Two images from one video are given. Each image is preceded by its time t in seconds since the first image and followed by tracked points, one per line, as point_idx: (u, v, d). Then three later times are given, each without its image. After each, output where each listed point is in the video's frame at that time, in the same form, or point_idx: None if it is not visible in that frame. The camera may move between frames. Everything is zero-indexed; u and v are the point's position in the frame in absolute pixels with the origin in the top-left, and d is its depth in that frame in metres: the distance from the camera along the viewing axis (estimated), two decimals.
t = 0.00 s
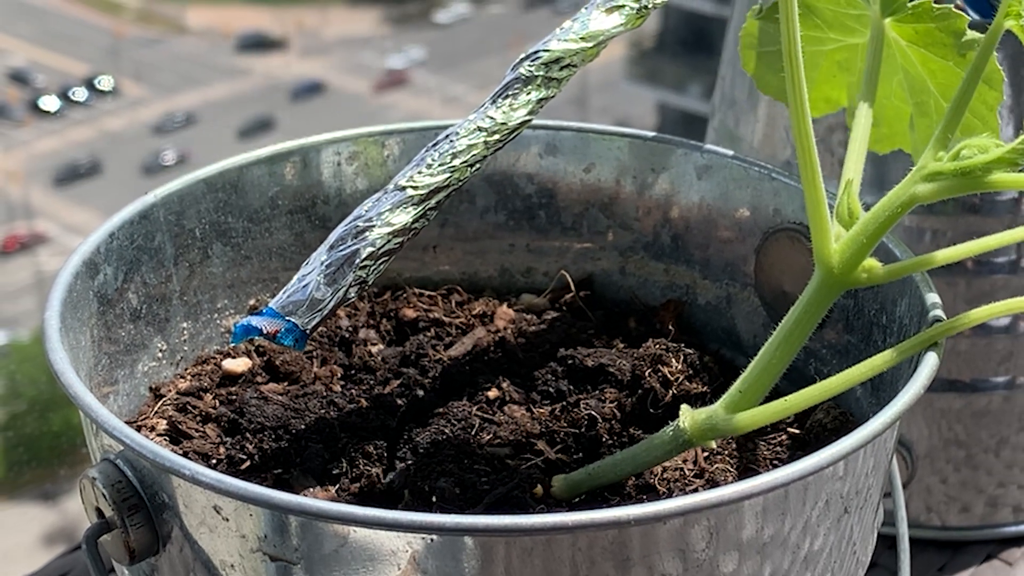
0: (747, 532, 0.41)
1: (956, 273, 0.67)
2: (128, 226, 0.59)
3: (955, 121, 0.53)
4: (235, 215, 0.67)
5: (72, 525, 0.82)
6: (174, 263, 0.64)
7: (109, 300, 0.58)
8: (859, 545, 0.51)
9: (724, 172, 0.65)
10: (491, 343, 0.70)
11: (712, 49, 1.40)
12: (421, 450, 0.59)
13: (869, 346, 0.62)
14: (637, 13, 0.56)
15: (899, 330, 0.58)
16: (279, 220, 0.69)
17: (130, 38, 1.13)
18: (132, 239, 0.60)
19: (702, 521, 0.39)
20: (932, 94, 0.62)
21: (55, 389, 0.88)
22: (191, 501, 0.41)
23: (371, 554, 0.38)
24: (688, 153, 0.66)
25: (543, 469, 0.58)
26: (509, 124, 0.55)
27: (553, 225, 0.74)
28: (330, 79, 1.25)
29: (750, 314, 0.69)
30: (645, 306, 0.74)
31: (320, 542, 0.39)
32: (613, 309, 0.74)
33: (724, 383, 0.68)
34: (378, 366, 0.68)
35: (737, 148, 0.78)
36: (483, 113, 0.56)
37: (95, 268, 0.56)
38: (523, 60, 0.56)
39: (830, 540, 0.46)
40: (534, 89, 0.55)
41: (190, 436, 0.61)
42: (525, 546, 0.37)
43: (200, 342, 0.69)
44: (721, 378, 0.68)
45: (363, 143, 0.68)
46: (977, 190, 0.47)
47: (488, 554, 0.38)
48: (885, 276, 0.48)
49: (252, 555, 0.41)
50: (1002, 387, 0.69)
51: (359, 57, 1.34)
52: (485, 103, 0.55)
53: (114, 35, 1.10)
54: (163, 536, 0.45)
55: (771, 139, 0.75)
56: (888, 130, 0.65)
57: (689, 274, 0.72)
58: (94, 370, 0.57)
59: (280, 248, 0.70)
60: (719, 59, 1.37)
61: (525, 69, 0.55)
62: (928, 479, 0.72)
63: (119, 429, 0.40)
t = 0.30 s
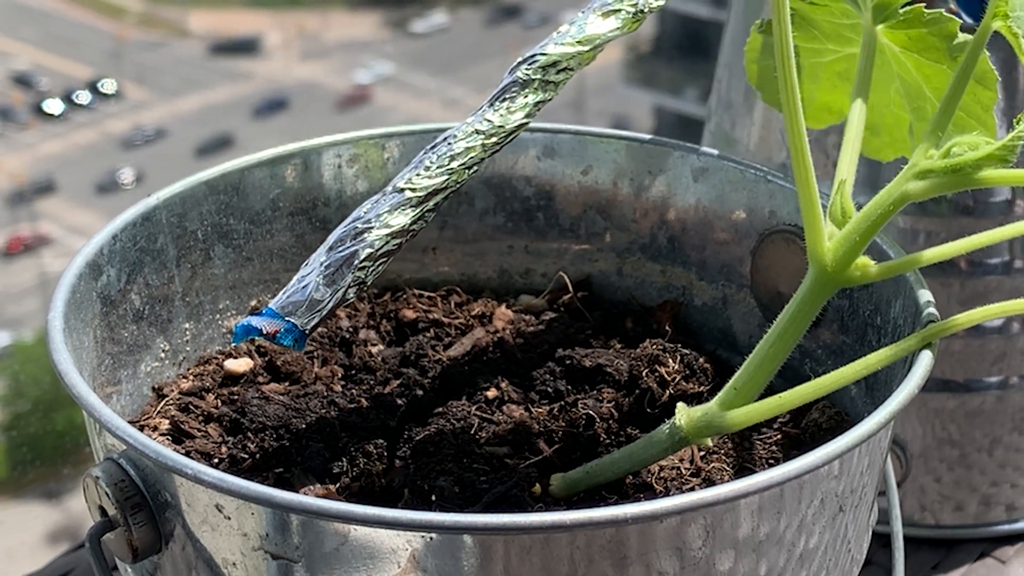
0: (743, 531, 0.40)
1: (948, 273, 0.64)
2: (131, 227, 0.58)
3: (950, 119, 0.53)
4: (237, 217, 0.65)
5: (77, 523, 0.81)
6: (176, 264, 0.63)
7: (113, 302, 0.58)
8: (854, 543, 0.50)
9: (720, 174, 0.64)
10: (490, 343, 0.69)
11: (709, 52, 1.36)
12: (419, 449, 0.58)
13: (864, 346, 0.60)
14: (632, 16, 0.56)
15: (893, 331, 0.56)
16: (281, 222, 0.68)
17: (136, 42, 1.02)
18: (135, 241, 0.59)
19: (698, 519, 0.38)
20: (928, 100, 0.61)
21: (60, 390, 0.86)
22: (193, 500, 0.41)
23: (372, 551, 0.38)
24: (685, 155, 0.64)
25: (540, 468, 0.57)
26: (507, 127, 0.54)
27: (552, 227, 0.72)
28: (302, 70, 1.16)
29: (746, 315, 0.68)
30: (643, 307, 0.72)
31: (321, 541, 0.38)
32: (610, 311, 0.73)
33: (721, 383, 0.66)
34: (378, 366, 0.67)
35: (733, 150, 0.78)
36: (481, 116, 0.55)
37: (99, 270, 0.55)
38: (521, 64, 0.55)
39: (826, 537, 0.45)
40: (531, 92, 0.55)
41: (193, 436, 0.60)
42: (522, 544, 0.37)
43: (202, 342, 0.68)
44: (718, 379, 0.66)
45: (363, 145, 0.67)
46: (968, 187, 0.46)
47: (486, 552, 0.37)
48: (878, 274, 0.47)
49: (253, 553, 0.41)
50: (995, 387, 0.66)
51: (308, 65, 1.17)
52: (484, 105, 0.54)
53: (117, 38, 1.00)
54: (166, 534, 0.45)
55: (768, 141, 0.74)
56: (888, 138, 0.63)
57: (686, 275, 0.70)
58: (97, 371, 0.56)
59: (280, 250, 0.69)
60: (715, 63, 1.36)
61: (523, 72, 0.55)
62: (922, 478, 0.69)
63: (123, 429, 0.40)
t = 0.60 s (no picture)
0: (738, 528, 0.40)
1: (941, 275, 0.65)
2: (133, 229, 0.58)
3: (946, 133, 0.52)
4: (239, 218, 0.65)
5: (78, 521, 0.84)
6: (178, 265, 0.62)
7: (115, 302, 0.57)
8: (851, 542, 0.50)
9: (716, 177, 0.63)
10: (489, 343, 0.67)
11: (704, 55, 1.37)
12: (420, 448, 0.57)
13: (858, 347, 0.60)
14: (630, 20, 0.54)
15: (888, 331, 0.56)
16: (281, 223, 0.67)
17: (135, 46, 0.94)
18: (138, 242, 0.58)
19: (694, 517, 0.38)
20: (915, 105, 0.60)
21: (62, 389, 0.88)
22: (195, 498, 0.41)
23: (371, 550, 0.38)
24: (681, 158, 0.64)
25: (539, 468, 0.56)
26: (506, 130, 0.53)
27: (550, 228, 0.71)
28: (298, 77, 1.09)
29: (742, 316, 0.67)
30: (638, 308, 0.71)
31: (322, 539, 0.38)
32: (607, 311, 0.71)
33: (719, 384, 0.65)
34: (378, 366, 0.66)
35: (729, 154, 0.77)
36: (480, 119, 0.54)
37: (101, 271, 0.54)
38: (519, 68, 0.54)
39: (821, 535, 0.45)
40: (529, 96, 0.53)
41: (195, 435, 0.59)
42: (520, 542, 0.37)
43: (204, 342, 0.66)
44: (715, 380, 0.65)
45: (363, 148, 0.67)
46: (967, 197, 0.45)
47: (483, 550, 0.38)
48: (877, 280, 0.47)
49: (255, 550, 0.41)
50: (988, 387, 0.67)
51: (290, 81, 1.08)
52: (482, 109, 0.53)
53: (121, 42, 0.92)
54: (168, 532, 0.44)
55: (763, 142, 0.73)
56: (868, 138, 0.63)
57: (682, 276, 0.69)
58: (100, 370, 0.55)
59: (281, 251, 0.68)
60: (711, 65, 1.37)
61: (522, 77, 0.53)
62: (916, 476, 0.70)
63: (125, 428, 0.40)
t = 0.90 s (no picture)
0: (735, 527, 0.41)
1: (935, 276, 0.66)
2: (137, 231, 0.58)
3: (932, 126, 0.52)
4: (240, 220, 0.65)
5: (81, 520, 0.86)
6: (181, 267, 0.63)
7: (119, 303, 0.57)
8: (844, 541, 0.51)
9: (712, 179, 0.64)
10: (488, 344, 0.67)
11: (703, 60, 1.34)
12: (419, 448, 0.56)
13: (853, 347, 0.60)
14: (628, 24, 0.55)
15: (883, 331, 0.56)
16: (283, 225, 0.67)
17: (138, 51, 0.87)
18: (140, 244, 0.59)
19: (691, 516, 0.39)
20: (906, 101, 0.60)
21: (66, 389, 0.86)
22: (197, 496, 0.42)
23: (372, 547, 0.39)
24: (678, 161, 0.65)
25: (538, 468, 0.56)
26: (505, 132, 0.54)
27: (548, 230, 0.71)
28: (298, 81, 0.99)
29: (738, 316, 0.67)
30: (635, 308, 0.71)
31: (324, 537, 0.39)
32: (604, 312, 0.71)
33: (716, 383, 0.65)
34: (378, 366, 0.65)
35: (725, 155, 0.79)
36: (479, 121, 0.55)
37: (105, 272, 0.55)
38: (517, 71, 0.54)
39: (816, 534, 0.46)
40: (528, 99, 0.54)
41: (198, 434, 0.59)
42: (519, 541, 0.38)
43: (206, 343, 0.66)
44: (710, 379, 0.65)
45: (363, 151, 0.67)
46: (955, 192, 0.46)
47: (485, 547, 0.38)
48: (868, 276, 0.47)
49: (257, 549, 0.42)
50: (981, 387, 0.69)
51: (290, 85, 0.98)
52: (481, 112, 0.54)
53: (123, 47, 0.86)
54: (171, 531, 0.45)
55: (760, 145, 0.75)
56: (859, 136, 0.63)
57: (679, 277, 0.69)
58: (104, 370, 0.55)
59: (283, 253, 0.68)
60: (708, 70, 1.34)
61: (520, 80, 0.54)
62: (910, 475, 0.72)
63: (129, 428, 0.40)
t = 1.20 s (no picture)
0: (730, 526, 0.39)
1: (928, 276, 0.63)
2: (139, 233, 0.56)
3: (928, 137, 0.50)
4: (243, 223, 0.63)
5: (85, 519, 0.85)
6: (184, 268, 0.61)
7: (122, 304, 0.56)
8: (839, 540, 0.49)
9: (707, 182, 0.61)
10: (487, 344, 0.65)
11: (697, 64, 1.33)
12: (418, 447, 0.55)
13: (847, 347, 0.58)
14: (625, 29, 0.53)
15: (877, 333, 0.55)
16: (284, 227, 0.65)
17: (140, 55, 0.91)
18: (144, 245, 0.57)
19: (687, 514, 0.38)
20: (901, 112, 0.58)
21: (70, 390, 0.88)
22: (200, 495, 0.40)
23: (372, 546, 0.38)
24: (674, 163, 0.62)
25: (536, 466, 0.54)
26: (504, 136, 0.53)
27: (546, 232, 0.69)
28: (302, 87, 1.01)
29: (734, 318, 0.65)
30: (633, 309, 0.69)
31: (324, 535, 0.37)
32: (603, 313, 0.69)
33: (711, 384, 0.63)
34: (378, 366, 0.64)
35: (721, 158, 0.76)
36: (478, 124, 0.53)
37: (108, 273, 0.53)
38: (516, 73, 0.53)
39: (811, 532, 0.44)
40: (526, 103, 0.52)
41: (200, 433, 0.58)
42: (518, 539, 0.37)
43: (209, 344, 0.64)
44: (704, 380, 0.63)
45: (364, 154, 0.64)
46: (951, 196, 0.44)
47: (484, 545, 0.37)
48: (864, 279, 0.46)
49: (258, 548, 0.40)
50: (974, 387, 0.65)
51: (292, 89, 1.01)
52: (480, 116, 0.52)
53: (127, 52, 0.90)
54: (174, 530, 0.43)
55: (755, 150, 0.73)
56: (856, 147, 0.61)
57: (676, 278, 0.67)
58: (107, 370, 0.54)
59: (284, 254, 0.66)
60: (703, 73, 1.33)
61: (518, 83, 0.53)
62: (904, 474, 0.68)
63: (133, 426, 0.39)
